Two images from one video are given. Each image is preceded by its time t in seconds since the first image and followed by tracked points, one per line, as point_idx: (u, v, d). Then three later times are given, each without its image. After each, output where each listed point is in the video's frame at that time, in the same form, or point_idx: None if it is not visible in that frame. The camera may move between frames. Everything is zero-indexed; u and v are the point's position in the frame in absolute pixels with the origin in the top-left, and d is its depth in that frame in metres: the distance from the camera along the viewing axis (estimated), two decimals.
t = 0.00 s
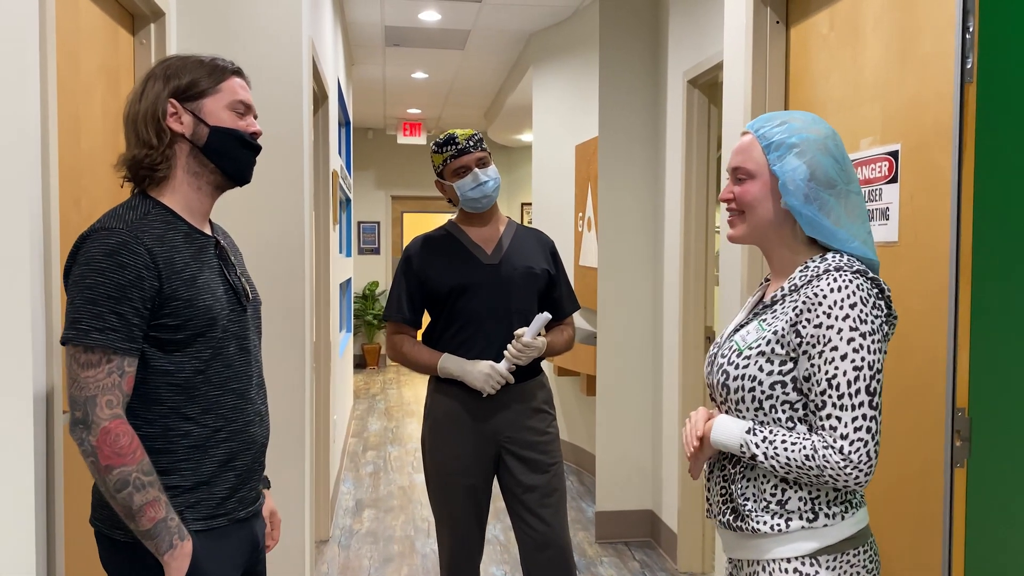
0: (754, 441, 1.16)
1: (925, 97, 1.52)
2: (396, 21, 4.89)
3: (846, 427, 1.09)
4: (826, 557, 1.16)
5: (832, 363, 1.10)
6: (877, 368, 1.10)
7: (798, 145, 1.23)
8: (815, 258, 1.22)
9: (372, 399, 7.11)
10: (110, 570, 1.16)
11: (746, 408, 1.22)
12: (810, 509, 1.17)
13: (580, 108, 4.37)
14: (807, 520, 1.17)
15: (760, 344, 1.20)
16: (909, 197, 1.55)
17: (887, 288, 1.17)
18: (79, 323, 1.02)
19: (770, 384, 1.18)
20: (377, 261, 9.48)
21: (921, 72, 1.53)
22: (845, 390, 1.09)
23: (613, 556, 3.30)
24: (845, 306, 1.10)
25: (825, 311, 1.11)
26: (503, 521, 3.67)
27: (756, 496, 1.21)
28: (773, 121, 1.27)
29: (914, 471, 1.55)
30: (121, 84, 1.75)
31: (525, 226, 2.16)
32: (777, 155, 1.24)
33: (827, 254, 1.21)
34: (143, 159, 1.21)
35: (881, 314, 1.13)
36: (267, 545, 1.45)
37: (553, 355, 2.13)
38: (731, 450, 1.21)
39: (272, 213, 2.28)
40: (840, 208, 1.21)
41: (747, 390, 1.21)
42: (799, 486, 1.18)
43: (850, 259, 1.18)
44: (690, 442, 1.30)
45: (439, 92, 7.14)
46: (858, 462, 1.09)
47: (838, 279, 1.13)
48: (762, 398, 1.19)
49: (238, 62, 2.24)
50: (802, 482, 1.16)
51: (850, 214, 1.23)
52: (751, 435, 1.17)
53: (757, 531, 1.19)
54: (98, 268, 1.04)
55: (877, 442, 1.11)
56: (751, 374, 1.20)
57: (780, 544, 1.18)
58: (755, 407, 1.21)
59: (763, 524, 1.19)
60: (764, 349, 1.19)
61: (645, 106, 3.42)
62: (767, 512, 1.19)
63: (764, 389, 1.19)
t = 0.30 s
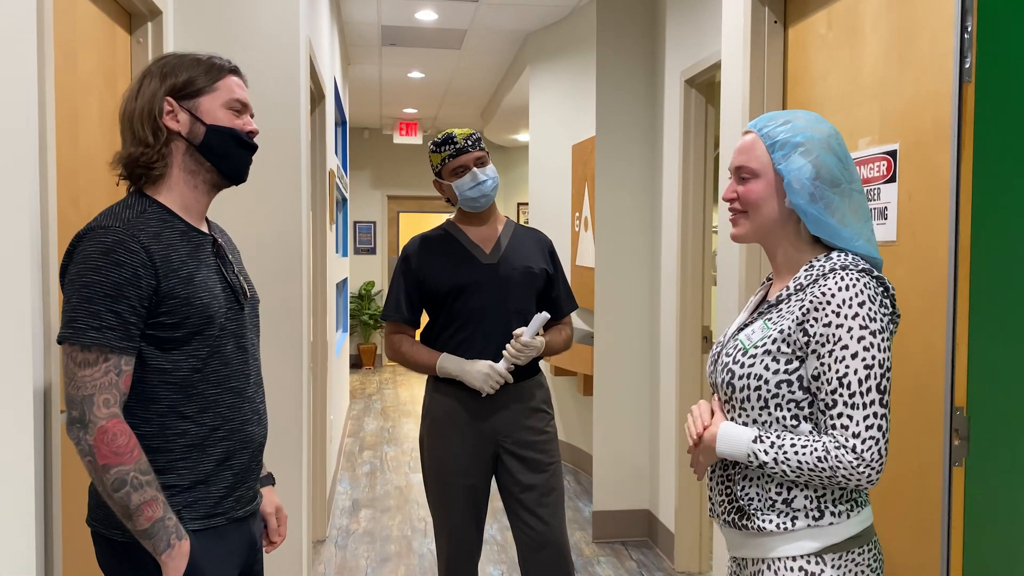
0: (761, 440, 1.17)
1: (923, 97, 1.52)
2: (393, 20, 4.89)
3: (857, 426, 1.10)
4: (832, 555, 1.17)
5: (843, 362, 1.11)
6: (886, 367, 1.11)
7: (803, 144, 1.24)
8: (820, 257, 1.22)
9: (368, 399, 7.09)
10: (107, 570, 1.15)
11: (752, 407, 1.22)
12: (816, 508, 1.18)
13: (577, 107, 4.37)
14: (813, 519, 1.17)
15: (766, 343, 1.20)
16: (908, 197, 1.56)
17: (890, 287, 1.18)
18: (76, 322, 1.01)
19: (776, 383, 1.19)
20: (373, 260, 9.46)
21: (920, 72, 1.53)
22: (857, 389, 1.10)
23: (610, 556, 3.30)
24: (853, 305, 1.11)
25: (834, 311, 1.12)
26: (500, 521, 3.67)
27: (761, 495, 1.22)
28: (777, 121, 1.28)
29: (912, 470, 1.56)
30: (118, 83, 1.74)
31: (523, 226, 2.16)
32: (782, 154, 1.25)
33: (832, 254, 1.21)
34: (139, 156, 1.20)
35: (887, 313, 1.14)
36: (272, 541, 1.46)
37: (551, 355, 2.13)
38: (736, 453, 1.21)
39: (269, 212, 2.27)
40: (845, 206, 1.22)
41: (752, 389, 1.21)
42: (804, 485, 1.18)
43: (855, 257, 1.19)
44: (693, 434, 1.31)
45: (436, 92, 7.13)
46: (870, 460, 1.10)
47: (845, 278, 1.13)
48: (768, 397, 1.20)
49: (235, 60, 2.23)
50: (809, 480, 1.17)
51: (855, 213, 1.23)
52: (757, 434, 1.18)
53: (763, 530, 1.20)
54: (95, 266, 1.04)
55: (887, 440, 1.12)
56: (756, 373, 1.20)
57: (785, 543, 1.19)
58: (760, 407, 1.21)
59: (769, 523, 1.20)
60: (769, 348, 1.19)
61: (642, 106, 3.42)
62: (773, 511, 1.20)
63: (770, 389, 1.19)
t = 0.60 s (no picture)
0: (765, 440, 1.17)
1: (922, 97, 1.52)
2: (390, 20, 4.88)
3: (861, 425, 1.10)
4: (835, 554, 1.18)
5: (847, 362, 1.11)
6: (889, 366, 1.11)
7: (802, 146, 1.24)
8: (822, 257, 1.23)
9: (365, 399, 7.09)
10: (105, 571, 1.15)
11: (755, 407, 1.22)
12: (819, 507, 1.18)
13: (574, 107, 4.37)
14: (816, 518, 1.18)
15: (769, 343, 1.20)
16: (906, 198, 1.56)
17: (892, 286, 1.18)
18: (75, 321, 1.01)
19: (780, 383, 1.19)
20: (370, 260, 9.46)
21: (918, 73, 1.53)
22: (860, 389, 1.10)
23: (608, 556, 3.30)
24: (857, 305, 1.11)
25: (837, 311, 1.12)
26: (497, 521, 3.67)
27: (765, 494, 1.22)
28: (775, 124, 1.28)
29: (910, 469, 1.56)
30: (116, 83, 1.73)
31: (521, 226, 2.16)
32: (781, 157, 1.26)
33: (833, 253, 1.21)
34: (137, 156, 1.19)
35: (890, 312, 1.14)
36: (265, 542, 1.45)
37: (550, 355, 2.13)
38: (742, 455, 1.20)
39: (266, 212, 2.27)
40: (846, 206, 1.22)
41: (756, 389, 1.22)
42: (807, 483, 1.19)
43: (857, 257, 1.19)
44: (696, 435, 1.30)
45: (433, 91, 7.13)
46: (874, 459, 1.10)
47: (848, 278, 1.14)
48: (771, 397, 1.20)
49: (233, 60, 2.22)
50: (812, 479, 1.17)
51: (856, 212, 1.23)
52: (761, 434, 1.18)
53: (766, 529, 1.21)
54: (94, 265, 1.03)
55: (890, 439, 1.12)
56: (760, 373, 1.21)
57: (787, 542, 1.19)
58: (763, 407, 1.21)
59: (772, 522, 1.20)
60: (773, 348, 1.20)
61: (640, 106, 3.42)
62: (776, 510, 1.20)
63: (773, 389, 1.20)
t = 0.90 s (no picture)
0: (766, 438, 1.17)
1: (919, 98, 1.53)
2: (387, 20, 4.88)
3: (859, 424, 1.11)
4: (835, 553, 1.18)
5: (846, 361, 1.12)
6: (889, 366, 1.11)
7: (807, 146, 1.24)
8: (825, 257, 1.24)
9: (362, 400, 7.08)
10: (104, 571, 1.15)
11: (757, 406, 1.23)
12: (819, 506, 1.18)
13: (572, 107, 4.37)
14: (816, 516, 1.18)
15: (771, 342, 1.21)
16: (904, 198, 1.57)
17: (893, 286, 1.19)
18: (74, 321, 1.00)
19: (781, 382, 1.19)
20: (367, 260, 9.45)
21: (915, 74, 1.54)
22: (859, 388, 1.11)
23: (606, 556, 3.31)
24: (858, 304, 1.12)
25: (838, 310, 1.13)
26: (495, 521, 3.67)
27: (766, 493, 1.22)
28: (779, 123, 1.28)
29: (908, 468, 1.56)
30: (113, 83, 1.73)
31: (520, 226, 2.16)
32: (786, 156, 1.26)
33: (837, 253, 1.22)
34: (136, 156, 1.19)
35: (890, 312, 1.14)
36: (262, 542, 1.45)
37: (548, 355, 2.13)
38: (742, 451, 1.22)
39: (264, 212, 2.27)
40: (849, 205, 1.23)
41: (758, 388, 1.22)
42: (807, 483, 1.19)
43: (858, 257, 1.20)
44: (697, 435, 1.31)
45: (430, 91, 7.12)
46: (871, 458, 1.10)
47: (849, 278, 1.14)
48: (773, 396, 1.20)
49: (230, 60, 2.22)
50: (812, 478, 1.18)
51: (858, 212, 1.24)
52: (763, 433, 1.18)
53: (766, 528, 1.21)
54: (94, 265, 1.03)
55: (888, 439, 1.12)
56: (762, 372, 1.21)
57: (788, 541, 1.19)
58: (765, 406, 1.22)
59: (772, 521, 1.20)
60: (774, 348, 1.20)
61: (638, 106, 3.43)
62: (776, 508, 1.21)
63: (774, 388, 1.20)
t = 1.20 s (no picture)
0: (768, 438, 1.17)
1: (916, 98, 1.53)
2: (384, 20, 4.88)
3: (861, 424, 1.12)
4: (835, 554, 1.18)
5: (848, 361, 1.13)
6: (889, 366, 1.13)
7: (810, 146, 1.25)
8: (825, 258, 1.24)
9: (359, 400, 7.09)
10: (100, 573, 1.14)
11: (757, 407, 1.23)
12: (819, 506, 1.19)
13: (569, 107, 4.37)
14: (816, 517, 1.19)
15: (772, 342, 1.21)
16: (901, 199, 1.57)
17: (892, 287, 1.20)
18: (71, 322, 1.00)
19: (782, 382, 1.20)
20: (365, 260, 9.44)
21: (912, 75, 1.54)
22: (861, 387, 1.12)
23: (603, 556, 3.31)
24: (859, 305, 1.13)
25: (840, 310, 1.14)
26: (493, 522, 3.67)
27: (765, 493, 1.22)
28: (783, 123, 1.28)
29: (905, 469, 1.57)
30: (110, 83, 1.73)
31: (517, 226, 2.16)
32: (789, 156, 1.26)
33: (837, 254, 1.23)
34: (133, 157, 1.19)
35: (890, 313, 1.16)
36: (259, 544, 1.45)
37: (545, 355, 2.13)
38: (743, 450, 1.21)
39: (261, 213, 2.27)
40: (850, 206, 1.24)
41: (759, 389, 1.22)
42: (807, 483, 1.20)
43: (858, 258, 1.21)
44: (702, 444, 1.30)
45: (427, 92, 7.12)
46: (873, 458, 1.11)
47: (850, 278, 1.15)
48: (774, 397, 1.21)
49: (226, 60, 2.22)
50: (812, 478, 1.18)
51: (859, 212, 1.25)
52: (765, 433, 1.18)
53: (766, 528, 1.21)
54: (90, 266, 1.03)
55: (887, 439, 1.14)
56: (762, 373, 1.21)
57: (787, 542, 1.20)
58: (765, 407, 1.22)
59: (773, 521, 1.20)
60: (775, 348, 1.20)
61: (635, 107, 3.43)
62: (776, 509, 1.21)
63: (775, 388, 1.20)
